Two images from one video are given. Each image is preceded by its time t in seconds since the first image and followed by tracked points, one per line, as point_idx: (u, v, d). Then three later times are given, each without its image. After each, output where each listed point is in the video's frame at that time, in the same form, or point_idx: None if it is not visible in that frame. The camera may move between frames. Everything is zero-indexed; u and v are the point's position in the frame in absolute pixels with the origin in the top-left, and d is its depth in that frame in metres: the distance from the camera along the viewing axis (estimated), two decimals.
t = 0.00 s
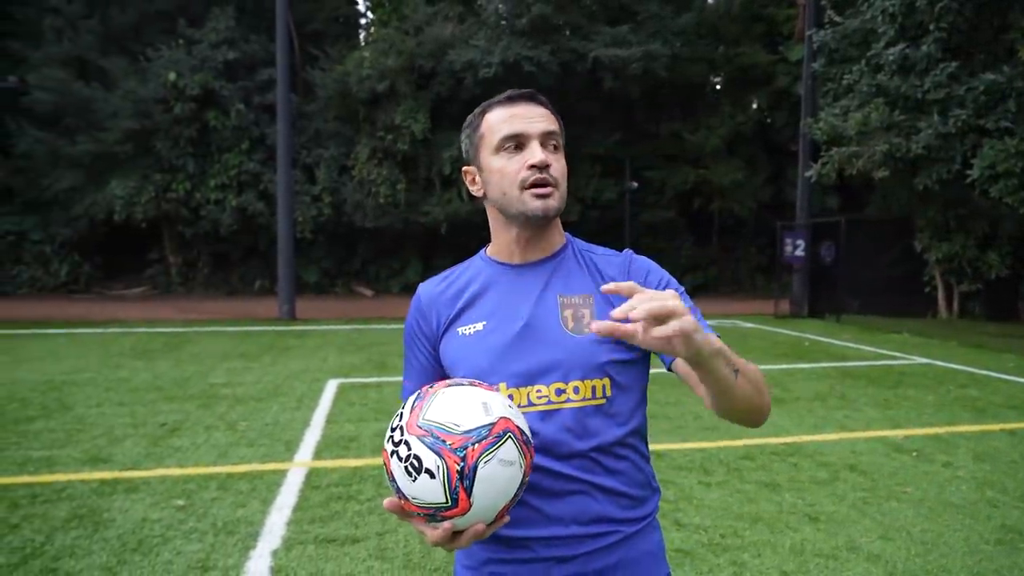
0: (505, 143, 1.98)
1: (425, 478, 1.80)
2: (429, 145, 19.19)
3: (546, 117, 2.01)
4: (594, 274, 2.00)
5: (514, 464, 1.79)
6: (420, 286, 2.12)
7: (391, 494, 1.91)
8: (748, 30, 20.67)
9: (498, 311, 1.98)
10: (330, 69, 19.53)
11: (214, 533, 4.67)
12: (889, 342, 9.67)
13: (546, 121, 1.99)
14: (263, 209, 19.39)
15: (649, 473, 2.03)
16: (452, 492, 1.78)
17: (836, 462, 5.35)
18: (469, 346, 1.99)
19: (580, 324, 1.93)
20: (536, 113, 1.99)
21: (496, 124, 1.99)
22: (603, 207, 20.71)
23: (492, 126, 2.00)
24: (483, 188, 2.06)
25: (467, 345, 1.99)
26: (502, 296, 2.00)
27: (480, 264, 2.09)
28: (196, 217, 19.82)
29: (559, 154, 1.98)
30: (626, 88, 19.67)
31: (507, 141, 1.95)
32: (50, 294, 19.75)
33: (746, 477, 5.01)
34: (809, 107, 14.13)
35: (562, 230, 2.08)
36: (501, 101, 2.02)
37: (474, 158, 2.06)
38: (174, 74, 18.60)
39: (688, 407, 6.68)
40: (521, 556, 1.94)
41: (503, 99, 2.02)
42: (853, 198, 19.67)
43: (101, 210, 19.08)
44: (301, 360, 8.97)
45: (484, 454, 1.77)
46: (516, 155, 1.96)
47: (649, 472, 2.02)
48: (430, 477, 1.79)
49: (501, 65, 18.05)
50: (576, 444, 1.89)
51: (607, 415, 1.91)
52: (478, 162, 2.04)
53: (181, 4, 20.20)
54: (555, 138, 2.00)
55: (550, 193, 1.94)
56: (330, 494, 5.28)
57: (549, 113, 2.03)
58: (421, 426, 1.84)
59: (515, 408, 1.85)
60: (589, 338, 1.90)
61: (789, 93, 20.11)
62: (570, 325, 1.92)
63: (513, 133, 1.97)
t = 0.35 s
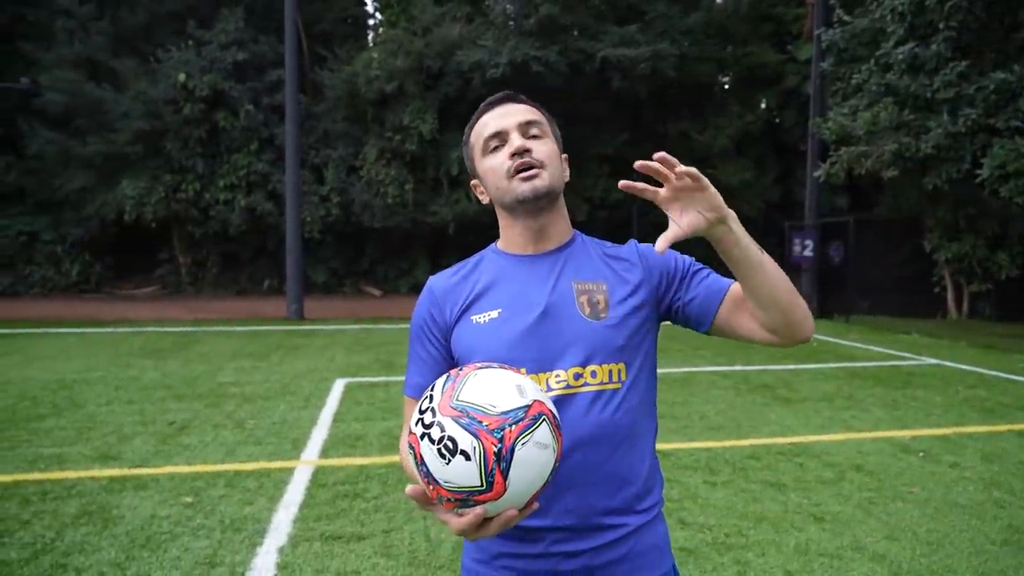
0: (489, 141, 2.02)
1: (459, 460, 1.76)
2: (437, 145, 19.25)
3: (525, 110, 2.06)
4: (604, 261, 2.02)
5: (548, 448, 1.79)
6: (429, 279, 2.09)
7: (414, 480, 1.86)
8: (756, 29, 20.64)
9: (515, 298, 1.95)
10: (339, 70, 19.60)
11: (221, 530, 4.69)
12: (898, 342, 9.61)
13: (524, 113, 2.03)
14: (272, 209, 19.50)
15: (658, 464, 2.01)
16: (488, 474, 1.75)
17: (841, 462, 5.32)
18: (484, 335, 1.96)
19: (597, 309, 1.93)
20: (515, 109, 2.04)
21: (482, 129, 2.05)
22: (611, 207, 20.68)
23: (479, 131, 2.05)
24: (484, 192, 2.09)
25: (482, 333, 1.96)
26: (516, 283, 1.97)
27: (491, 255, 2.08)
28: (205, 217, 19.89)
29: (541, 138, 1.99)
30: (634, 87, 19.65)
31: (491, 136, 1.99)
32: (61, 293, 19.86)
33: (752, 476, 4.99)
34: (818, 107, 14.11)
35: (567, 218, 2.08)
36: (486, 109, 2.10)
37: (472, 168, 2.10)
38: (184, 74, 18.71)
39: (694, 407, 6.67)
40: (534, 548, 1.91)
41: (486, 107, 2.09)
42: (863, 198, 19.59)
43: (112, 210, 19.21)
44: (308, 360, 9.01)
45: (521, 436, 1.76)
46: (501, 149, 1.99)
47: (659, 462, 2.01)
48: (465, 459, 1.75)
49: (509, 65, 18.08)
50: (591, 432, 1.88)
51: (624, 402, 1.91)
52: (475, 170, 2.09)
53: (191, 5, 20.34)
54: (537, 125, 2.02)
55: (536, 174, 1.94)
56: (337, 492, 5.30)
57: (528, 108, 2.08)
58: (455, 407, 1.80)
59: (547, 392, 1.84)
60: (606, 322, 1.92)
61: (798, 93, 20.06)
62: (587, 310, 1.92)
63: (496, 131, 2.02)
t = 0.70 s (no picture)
0: (497, 157, 1.97)
1: (457, 448, 1.78)
2: (440, 145, 19.33)
3: (533, 117, 1.96)
4: (614, 257, 1.96)
5: (546, 431, 1.78)
6: (451, 277, 2.13)
7: (425, 469, 1.90)
8: (760, 29, 20.64)
9: (523, 298, 1.96)
10: (342, 70, 19.62)
11: (223, 528, 4.70)
12: (900, 342, 9.60)
13: (531, 125, 1.94)
14: (275, 209, 19.54)
15: (671, 455, 1.96)
16: (486, 460, 1.76)
17: (842, 461, 5.31)
18: (496, 334, 1.97)
19: (601, 306, 1.90)
20: (522, 120, 1.95)
21: (492, 137, 1.99)
22: (614, 207, 20.70)
23: (489, 142, 2.00)
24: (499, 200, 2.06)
25: (494, 333, 1.98)
26: (527, 282, 1.97)
27: (508, 253, 2.08)
28: (209, 217, 19.95)
29: (547, 154, 1.91)
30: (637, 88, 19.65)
31: (499, 153, 1.93)
32: (66, 293, 19.94)
33: (753, 476, 4.99)
34: (820, 107, 14.10)
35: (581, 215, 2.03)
36: (497, 110, 2.01)
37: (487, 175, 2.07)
38: (188, 75, 18.76)
39: (695, 407, 6.66)
40: (540, 539, 1.90)
41: (495, 112, 2.01)
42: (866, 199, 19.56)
43: (117, 210, 19.28)
44: (310, 360, 9.02)
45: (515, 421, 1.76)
46: (507, 167, 1.94)
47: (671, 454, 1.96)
48: (462, 446, 1.77)
49: (511, 65, 18.11)
50: (593, 425, 1.86)
51: (630, 394, 1.88)
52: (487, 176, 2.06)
53: (194, 6, 20.42)
54: (544, 137, 1.93)
55: (540, 195, 1.90)
56: (338, 490, 5.31)
57: (536, 112, 1.97)
58: (451, 396, 1.82)
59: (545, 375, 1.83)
60: (609, 320, 1.88)
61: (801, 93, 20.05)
62: (591, 309, 1.90)
63: (503, 145, 1.96)
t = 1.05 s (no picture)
0: (537, 161, 1.95)
1: (468, 461, 1.87)
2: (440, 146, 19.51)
3: (578, 127, 1.92)
4: (641, 266, 1.94)
5: (552, 449, 1.81)
6: (488, 270, 2.18)
7: (444, 472, 1.99)
8: (760, 29, 20.66)
9: (548, 301, 1.98)
10: (342, 70, 19.63)
11: (223, 528, 4.70)
12: (899, 342, 9.63)
13: (576, 138, 1.90)
14: (276, 209, 19.54)
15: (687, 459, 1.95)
16: (493, 473, 1.83)
17: (843, 462, 5.32)
18: (521, 333, 2.01)
19: (621, 317, 1.89)
20: (567, 129, 1.91)
21: (533, 139, 1.96)
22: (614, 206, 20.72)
23: (530, 143, 1.97)
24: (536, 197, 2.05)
25: (519, 331, 2.01)
26: (553, 286, 1.99)
27: (542, 252, 2.10)
28: (210, 217, 19.95)
29: (587, 170, 1.89)
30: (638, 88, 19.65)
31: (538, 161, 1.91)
32: (67, 293, 19.95)
33: (753, 476, 4.98)
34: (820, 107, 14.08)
35: (618, 224, 2.02)
36: (543, 110, 1.97)
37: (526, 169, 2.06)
38: (188, 74, 18.77)
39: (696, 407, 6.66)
40: (552, 532, 1.93)
41: (541, 112, 1.97)
42: (866, 199, 19.57)
43: (118, 210, 19.28)
44: (311, 360, 9.01)
45: (522, 440, 1.82)
46: (545, 175, 1.93)
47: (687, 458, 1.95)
48: (472, 459, 1.85)
49: (512, 65, 18.12)
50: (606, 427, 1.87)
51: (644, 404, 1.87)
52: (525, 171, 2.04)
53: (195, 6, 20.44)
54: (587, 151, 1.90)
55: (573, 213, 1.90)
56: (339, 490, 5.32)
57: (583, 121, 1.93)
58: (465, 413, 1.90)
59: (554, 393, 1.86)
60: (626, 332, 1.87)
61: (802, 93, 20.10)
62: (611, 318, 1.90)
63: (543, 151, 1.93)
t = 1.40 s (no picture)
0: (574, 147, 1.92)
1: (461, 461, 1.89)
2: (440, 146, 19.51)
3: (617, 115, 1.90)
4: (671, 273, 1.86)
5: (543, 460, 1.80)
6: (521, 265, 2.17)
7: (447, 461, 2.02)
8: (760, 30, 20.72)
9: (574, 302, 1.95)
10: (342, 70, 19.64)
11: (224, 529, 4.70)
12: (900, 342, 9.64)
13: (614, 124, 1.88)
14: (276, 209, 19.53)
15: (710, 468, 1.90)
16: (484, 475, 1.85)
17: (843, 461, 5.32)
18: (546, 331, 1.98)
19: (645, 325, 1.83)
20: (606, 116, 1.89)
21: (572, 125, 1.94)
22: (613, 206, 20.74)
23: (569, 129, 1.95)
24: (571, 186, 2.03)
25: (546, 328, 1.99)
26: (579, 286, 1.96)
27: (575, 249, 2.07)
28: (210, 217, 19.95)
29: (622, 157, 1.86)
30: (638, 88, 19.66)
31: (573, 145, 1.89)
32: (66, 293, 19.94)
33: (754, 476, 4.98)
34: (820, 107, 14.09)
35: (652, 223, 1.96)
36: (584, 98, 1.95)
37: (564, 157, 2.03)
38: (188, 75, 18.78)
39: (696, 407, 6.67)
40: (569, 532, 1.93)
41: (583, 100, 1.95)
42: (866, 199, 19.58)
43: (117, 210, 19.27)
44: (311, 360, 9.01)
45: (512, 450, 1.81)
46: (579, 160, 1.90)
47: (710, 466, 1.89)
48: (465, 459, 1.87)
49: (512, 65, 18.14)
50: (626, 437, 1.83)
51: (664, 417, 1.82)
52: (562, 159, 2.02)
53: (195, 6, 20.45)
54: (624, 139, 1.87)
55: (605, 197, 1.87)
56: (340, 490, 5.31)
57: (623, 110, 1.90)
58: (462, 415, 1.89)
59: (553, 404, 1.81)
60: (649, 343, 1.81)
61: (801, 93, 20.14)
62: (635, 325, 1.84)
63: (580, 136, 1.91)
